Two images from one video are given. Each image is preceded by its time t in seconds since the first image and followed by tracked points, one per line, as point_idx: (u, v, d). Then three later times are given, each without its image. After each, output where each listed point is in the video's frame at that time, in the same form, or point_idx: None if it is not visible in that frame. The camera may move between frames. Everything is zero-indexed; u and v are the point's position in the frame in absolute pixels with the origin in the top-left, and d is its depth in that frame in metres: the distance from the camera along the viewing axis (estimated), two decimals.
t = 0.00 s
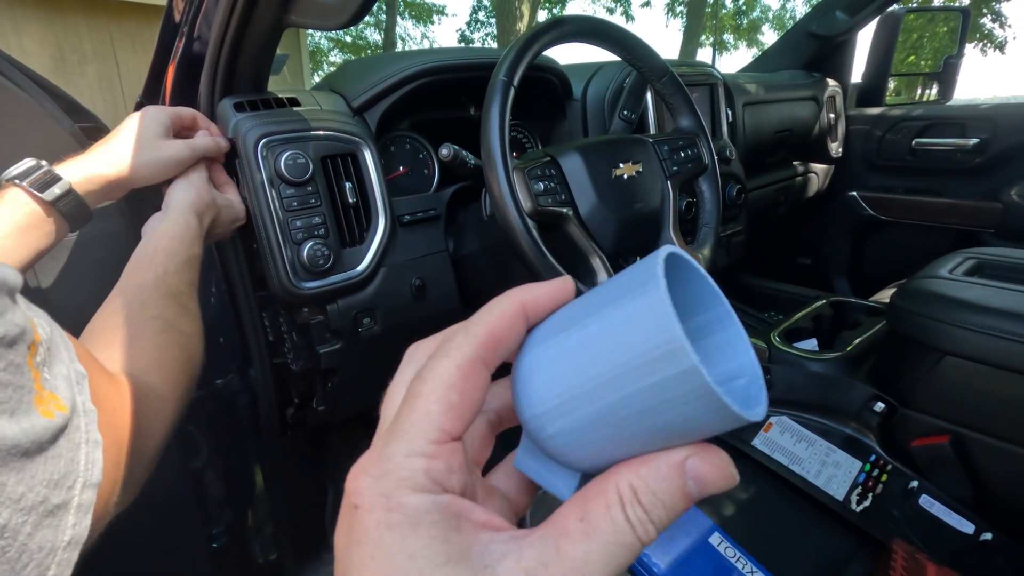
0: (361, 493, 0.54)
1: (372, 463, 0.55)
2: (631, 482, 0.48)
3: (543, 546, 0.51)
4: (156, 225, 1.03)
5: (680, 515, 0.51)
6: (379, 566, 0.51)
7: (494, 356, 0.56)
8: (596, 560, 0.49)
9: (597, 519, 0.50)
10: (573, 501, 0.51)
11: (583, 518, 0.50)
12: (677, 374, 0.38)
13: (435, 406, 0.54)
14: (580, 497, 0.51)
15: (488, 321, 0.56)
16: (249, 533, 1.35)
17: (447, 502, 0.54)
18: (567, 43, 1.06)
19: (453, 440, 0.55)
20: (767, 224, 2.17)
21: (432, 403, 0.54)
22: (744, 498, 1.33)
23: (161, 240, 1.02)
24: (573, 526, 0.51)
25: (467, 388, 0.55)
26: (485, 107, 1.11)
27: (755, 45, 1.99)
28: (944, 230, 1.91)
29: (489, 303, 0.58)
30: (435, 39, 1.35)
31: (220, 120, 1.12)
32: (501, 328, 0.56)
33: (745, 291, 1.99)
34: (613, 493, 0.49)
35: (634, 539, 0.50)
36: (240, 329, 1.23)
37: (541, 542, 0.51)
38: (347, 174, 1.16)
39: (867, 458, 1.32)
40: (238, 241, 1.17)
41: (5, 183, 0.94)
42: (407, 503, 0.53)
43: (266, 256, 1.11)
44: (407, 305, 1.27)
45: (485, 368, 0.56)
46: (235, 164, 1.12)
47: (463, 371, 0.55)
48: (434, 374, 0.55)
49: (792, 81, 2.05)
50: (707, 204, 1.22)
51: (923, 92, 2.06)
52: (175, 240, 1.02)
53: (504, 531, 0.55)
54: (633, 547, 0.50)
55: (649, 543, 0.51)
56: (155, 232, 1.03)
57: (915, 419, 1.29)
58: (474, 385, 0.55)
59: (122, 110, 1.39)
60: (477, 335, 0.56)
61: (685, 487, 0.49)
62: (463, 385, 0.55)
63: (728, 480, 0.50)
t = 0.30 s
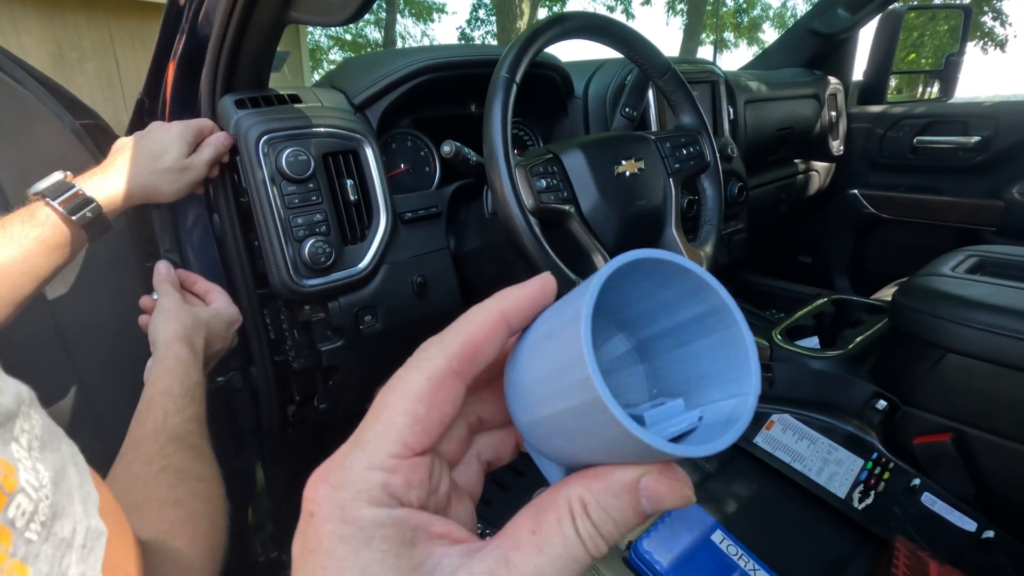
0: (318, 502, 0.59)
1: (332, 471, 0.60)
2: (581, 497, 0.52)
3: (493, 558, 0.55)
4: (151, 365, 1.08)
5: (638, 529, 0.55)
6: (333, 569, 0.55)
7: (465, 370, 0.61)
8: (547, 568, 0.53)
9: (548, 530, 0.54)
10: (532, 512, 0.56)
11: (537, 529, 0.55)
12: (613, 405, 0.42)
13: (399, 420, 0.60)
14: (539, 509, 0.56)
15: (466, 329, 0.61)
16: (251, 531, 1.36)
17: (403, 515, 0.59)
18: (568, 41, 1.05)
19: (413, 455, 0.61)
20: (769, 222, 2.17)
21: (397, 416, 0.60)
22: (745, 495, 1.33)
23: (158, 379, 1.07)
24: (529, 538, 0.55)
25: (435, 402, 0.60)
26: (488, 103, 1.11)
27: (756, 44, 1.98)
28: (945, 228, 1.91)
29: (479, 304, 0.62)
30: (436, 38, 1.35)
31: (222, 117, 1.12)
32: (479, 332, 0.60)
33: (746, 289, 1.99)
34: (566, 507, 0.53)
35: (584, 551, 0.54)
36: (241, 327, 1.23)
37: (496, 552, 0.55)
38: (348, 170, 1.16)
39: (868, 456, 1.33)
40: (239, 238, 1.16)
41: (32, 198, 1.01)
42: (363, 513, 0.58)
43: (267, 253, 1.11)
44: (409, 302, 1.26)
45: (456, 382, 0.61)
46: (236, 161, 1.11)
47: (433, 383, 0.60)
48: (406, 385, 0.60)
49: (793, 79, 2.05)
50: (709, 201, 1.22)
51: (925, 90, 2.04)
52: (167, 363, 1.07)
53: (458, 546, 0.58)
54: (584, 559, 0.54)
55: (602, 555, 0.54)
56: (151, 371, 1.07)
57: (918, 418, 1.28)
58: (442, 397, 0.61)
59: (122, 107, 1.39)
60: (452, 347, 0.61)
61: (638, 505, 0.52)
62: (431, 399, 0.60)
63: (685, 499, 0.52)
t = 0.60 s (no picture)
0: (296, 526, 0.60)
1: (316, 491, 0.60)
2: (572, 516, 0.54)
3: None
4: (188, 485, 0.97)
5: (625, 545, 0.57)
6: None
7: (459, 373, 0.61)
8: None
9: (537, 552, 0.55)
10: (519, 534, 0.57)
11: (526, 550, 0.56)
12: (591, 425, 0.43)
13: (387, 437, 0.59)
14: (526, 531, 0.57)
15: (465, 328, 0.60)
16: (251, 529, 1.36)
17: (396, 543, 0.60)
18: (569, 36, 1.04)
19: (408, 474, 0.61)
20: (770, 219, 2.16)
21: (386, 431, 0.58)
22: (747, 493, 1.33)
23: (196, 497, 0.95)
24: (518, 560, 0.56)
25: (429, 412, 0.59)
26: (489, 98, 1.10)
27: (756, 41, 1.98)
28: (947, 225, 1.90)
29: (484, 296, 0.60)
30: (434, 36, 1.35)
31: (222, 113, 1.11)
32: (477, 332, 0.60)
33: (747, 287, 1.99)
34: (556, 526, 0.55)
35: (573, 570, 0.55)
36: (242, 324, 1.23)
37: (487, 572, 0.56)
38: (349, 167, 1.15)
39: (872, 454, 1.32)
40: (239, 235, 1.16)
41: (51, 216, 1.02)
42: (353, 543, 0.58)
43: (267, 250, 1.10)
44: (409, 300, 1.26)
45: (448, 388, 0.60)
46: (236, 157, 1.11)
47: (427, 393, 0.59)
48: (409, 385, 0.59)
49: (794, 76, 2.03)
50: (711, 197, 1.21)
51: (926, 88, 2.03)
52: (205, 480, 0.97)
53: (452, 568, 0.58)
54: None
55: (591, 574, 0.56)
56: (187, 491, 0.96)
57: (923, 415, 1.27)
58: (432, 408, 0.60)
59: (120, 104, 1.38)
60: (448, 348, 0.60)
61: (628, 521, 0.54)
62: (424, 410, 0.59)
63: (673, 516, 0.55)
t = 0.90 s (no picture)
0: (321, 536, 0.58)
1: (332, 505, 0.59)
2: (565, 514, 0.55)
3: None
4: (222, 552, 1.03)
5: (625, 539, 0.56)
6: None
7: (446, 369, 0.62)
8: None
9: (537, 552, 0.57)
10: (519, 538, 0.58)
11: (526, 552, 0.57)
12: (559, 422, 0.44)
13: (391, 441, 0.60)
14: (525, 533, 0.58)
15: (444, 325, 0.62)
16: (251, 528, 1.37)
17: (415, 550, 0.60)
18: (567, 36, 1.05)
19: (417, 475, 0.62)
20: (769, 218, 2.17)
21: (391, 436, 0.60)
22: (746, 491, 1.33)
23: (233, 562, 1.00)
24: (519, 561, 0.57)
25: (425, 411, 0.61)
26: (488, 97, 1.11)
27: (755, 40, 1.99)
28: (945, 223, 1.90)
29: (462, 294, 0.64)
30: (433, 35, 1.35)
31: (222, 112, 1.12)
32: (457, 328, 0.62)
33: (745, 286, 1.99)
34: (552, 525, 0.56)
35: (574, 567, 0.56)
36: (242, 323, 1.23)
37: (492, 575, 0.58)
38: (348, 166, 1.16)
39: (868, 452, 1.33)
40: (239, 234, 1.17)
41: (54, 223, 1.03)
42: (370, 553, 0.58)
43: (267, 248, 1.11)
44: (409, 299, 1.26)
45: (442, 385, 0.62)
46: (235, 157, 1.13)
47: (418, 390, 0.60)
48: (408, 386, 0.60)
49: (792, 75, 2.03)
50: (710, 197, 1.21)
51: (925, 87, 2.05)
52: (239, 554, 1.01)
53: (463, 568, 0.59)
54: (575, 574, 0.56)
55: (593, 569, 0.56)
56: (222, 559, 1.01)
57: (919, 414, 1.28)
58: (429, 405, 0.61)
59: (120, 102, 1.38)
60: (431, 345, 0.62)
61: (623, 513, 0.53)
62: (421, 409, 0.60)
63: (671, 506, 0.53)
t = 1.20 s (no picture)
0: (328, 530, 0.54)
1: (335, 489, 0.55)
2: (630, 515, 0.52)
3: None
4: None
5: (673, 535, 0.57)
6: None
7: (469, 352, 0.62)
8: None
9: (595, 564, 0.52)
10: (567, 550, 0.54)
11: (580, 563, 0.53)
12: (585, 426, 0.43)
13: (409, 417, 0.58)
14: (575, 544, 0.54)
15: (467, 308, 0.63)
16: (253, 524, 1.37)
17: (425, 538, 0.56)
18: (569, 32, 1.04)
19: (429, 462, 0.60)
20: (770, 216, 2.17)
21: (407, 415, 0.58)
22: (746, 489, 1.35)
23: None
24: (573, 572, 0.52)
25: (445, 392, 0.60)
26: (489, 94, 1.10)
27: (756, 38, 1.99)
28: (944, 221, 1.90)
29: (475, 280, 0.65)
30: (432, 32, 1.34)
31: (223, 109, 1.12)
32: (479, 311, 0.63)
33: (746, 283, 1.99)
34: (615, 529, 0.53)
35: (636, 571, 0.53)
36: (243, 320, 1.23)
37: None
38: (349, 163, 1.16)
39: (870, 449, 1.33)
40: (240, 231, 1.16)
41: (65, 231, 1.03)
42: (379, 544, 0.54)
43: (268, 245, 1.10)
44: (411, 296, 1.26)
45: (460, 367, 0.62)
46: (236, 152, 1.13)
47: (439, 373, 0.60)
48: (411, 382, 0.59)
49: (793, 73, 2.03)
50: (711, 193, 1.21)
51: (926, 84, 2.03)
52: None
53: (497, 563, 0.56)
54: None
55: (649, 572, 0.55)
56: None
57: (919, 410, 1.28)
58: (448, 388, 0.60)
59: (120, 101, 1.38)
60: (454, 327, 0.62)
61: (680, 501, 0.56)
62: (441, 390, 0.60)
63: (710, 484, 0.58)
